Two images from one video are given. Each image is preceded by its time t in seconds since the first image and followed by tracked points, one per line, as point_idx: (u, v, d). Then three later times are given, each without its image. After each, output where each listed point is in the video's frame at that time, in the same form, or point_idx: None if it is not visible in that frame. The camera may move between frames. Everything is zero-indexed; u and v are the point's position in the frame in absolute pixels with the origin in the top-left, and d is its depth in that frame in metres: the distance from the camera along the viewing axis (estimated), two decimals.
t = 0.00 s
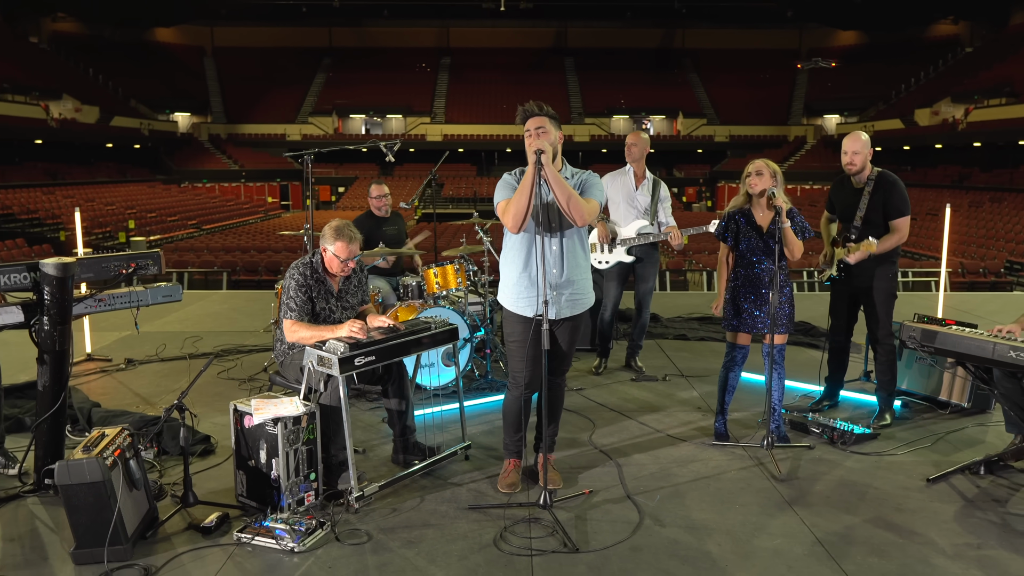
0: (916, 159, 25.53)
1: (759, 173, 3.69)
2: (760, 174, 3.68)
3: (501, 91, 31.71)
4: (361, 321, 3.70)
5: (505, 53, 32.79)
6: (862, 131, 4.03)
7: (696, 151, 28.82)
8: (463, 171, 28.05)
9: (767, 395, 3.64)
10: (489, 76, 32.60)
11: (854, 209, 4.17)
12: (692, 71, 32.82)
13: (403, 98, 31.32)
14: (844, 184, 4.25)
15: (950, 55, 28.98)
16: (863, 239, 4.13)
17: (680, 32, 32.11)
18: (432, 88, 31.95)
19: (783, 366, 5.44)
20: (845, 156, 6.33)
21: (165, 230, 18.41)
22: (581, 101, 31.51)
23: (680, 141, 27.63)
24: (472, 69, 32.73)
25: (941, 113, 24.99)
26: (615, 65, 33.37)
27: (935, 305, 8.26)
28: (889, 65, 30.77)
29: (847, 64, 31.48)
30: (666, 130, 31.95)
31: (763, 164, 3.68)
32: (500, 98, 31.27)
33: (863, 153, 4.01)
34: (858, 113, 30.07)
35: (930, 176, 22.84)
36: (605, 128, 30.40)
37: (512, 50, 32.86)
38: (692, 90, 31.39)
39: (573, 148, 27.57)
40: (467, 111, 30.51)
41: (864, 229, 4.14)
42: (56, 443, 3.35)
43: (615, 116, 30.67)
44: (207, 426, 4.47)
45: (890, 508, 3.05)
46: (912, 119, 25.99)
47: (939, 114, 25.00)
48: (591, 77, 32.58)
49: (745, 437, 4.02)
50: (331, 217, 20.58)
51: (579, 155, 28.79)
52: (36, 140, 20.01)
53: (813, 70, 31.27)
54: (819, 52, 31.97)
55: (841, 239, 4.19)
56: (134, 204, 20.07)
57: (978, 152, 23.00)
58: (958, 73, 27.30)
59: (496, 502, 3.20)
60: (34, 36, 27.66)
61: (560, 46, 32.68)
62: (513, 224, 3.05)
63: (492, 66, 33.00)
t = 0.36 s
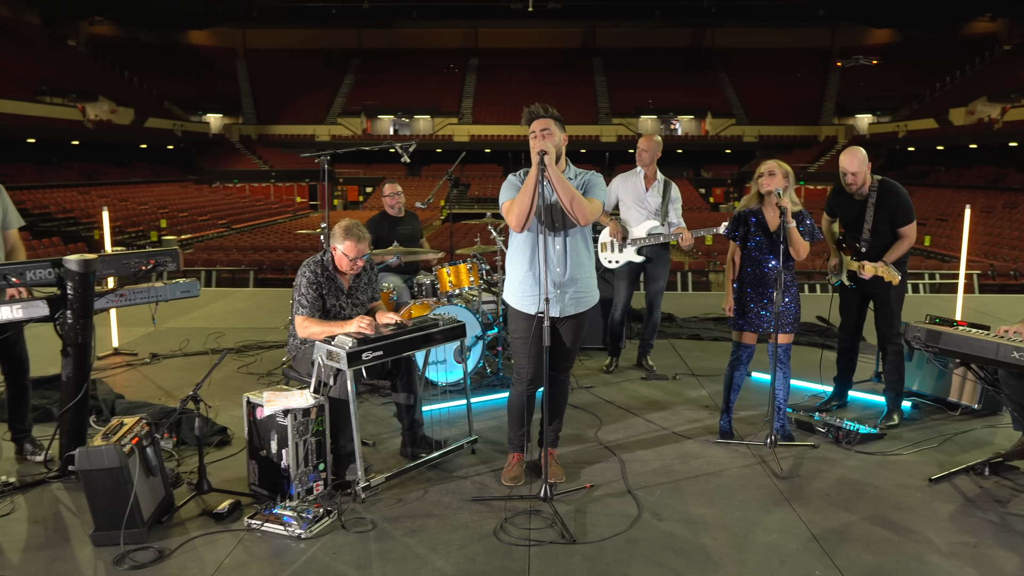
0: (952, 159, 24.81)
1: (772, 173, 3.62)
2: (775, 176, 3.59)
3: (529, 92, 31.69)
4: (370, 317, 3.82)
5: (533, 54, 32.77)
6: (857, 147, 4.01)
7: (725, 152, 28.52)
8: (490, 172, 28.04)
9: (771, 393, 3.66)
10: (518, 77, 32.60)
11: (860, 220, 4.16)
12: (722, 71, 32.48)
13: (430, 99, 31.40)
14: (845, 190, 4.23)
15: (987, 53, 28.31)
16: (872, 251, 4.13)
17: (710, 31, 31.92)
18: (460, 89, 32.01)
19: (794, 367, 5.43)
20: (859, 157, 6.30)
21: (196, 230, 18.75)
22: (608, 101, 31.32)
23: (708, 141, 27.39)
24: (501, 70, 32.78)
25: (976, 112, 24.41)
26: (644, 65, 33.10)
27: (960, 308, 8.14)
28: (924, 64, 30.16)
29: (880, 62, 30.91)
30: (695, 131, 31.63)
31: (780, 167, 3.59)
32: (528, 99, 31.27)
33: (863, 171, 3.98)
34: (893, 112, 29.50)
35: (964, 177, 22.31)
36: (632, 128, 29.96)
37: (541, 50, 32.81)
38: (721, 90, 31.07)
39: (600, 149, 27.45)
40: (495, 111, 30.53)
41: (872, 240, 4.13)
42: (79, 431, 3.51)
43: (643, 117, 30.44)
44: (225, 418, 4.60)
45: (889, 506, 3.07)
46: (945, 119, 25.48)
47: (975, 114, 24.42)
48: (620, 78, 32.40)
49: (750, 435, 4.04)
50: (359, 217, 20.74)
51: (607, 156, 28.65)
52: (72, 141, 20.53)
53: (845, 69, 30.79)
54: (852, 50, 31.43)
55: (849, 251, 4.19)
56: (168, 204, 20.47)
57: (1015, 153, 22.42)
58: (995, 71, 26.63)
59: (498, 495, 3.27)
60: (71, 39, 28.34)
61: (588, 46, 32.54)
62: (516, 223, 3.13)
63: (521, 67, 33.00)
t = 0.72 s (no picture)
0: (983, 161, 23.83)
1: (786, 176, 3.63)
2: (788, 176, 3.62)
3: (552, 94, 31.70)
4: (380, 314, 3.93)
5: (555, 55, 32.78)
6: (852, 157, 4.10)
7: (748, 154, 28.30)
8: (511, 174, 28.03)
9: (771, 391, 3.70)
10: (540, 79, 32.61)
11: (856, 224, 4.20)
12: (746, 72, 32.20)
13: (452, 100, 31.48)
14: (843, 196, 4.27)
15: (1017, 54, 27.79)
16: (867, 256, 4.17)
17: (734, 32, 31.75)
18: (482, 91, 32.04)
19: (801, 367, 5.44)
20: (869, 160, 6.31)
21: (218, 230, 19.02)
22: (631, 103, 31.15)
23: (731, 143, 27.20)
24: (523, 72, 32.82)
25: (1007, 114, 23.93)
26: (668, 67, 32.86)
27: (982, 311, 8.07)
28: (953, 65, 29.66)
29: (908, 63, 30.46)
30: (718, 133, 31.25)
31: (793, 169, 3.61)
32: (551, 100, 31.30)
33: (857, 178, 4.07)
34: (921, 114, 29.05)
35: (992, 180, 21.88)
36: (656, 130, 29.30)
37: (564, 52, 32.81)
38: (745, 92, 30.82)
39: (622, 151, 27.36)
40: (517, 113, 30.56)
41: (869, 245, 4.17)
42: (100, 421, 3.66)
43: (666, 118, 30.21)
44: (240, 412, 4.74)
45: (883, 502, 3.13)
46: (974, 120, 24.98)
47: (1006, 116, 23.95)
48: (643, 79, 32.23)
49: (751, 432, 4.09)
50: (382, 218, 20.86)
51: (629, 158, 28.55)
52: (100, 142, 20.95)
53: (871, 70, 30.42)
54: (879, 51, 31.05)
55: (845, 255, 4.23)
56: (191, 205, 20.77)
57: None
58: None
59: (500, 486, 3.37)
60: (100, 42, 28.89)
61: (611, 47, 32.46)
62: (519, 222, 3.21)
63: (543, 68, 33.01)
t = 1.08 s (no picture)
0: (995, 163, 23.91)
1: (749, 179, 3.85)
2: (751, 179, 3.84)
3: (562, 94, 31.79)
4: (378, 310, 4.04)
5: (565, 56, 32.91)
6: (845, 148, 4.19)
7: (758, 155, 28.27)
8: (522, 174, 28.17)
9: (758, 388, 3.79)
10: (551, 79, 32.68)
11: (842, 218, 4.31)
12: (757, 72, 32.12)
13: (462, 100, 31.55)
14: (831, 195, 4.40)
15: None
16: (851, 247, 4.28)
17: (744, 33, 32.07)
18: (493, 92, 32.15)
19: (795, 366, 5.51)
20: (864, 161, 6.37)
21: (229, 230, 19.21)
22: (641, 103, 31.13)
23: (741, 143, 27.16)
24: (533, 72, 32.90)
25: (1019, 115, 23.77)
26: (679, 67, 32.81)
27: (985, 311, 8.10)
28: (966, 65, 29.52)
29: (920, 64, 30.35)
30: (728, 134, 31.26)
31: (753, 170, 3.84)
32: (562, 100, 31.41)
33: (848, 169, 4.17)
34: (933, 115, 28.92)
35: (1003, 180, 21.75)
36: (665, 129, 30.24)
37: (574, 53, 32.94)
38: (756, 92, 30.79)
39: (633, 152, 27.43)
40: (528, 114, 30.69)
41: (853, 238, 4.27)
42: (107, 413, 3.78)
43: (676, 119, 30.18)
44: (245, 406, 4.87)
45: (863, 495, 3.21)
46: (986, 121, 24.82)
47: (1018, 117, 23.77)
48: (654, 79, 32.23)
49: (740, 429, 4.18)
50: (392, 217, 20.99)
51: (639, 160, 28.64)
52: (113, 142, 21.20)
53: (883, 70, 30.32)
54: (891, 52, 30.98)
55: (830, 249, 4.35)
56: (202, 205, 20.99)
57: None
58: None
59: (491, 477, 3.48)
60: (114, 43, 29.30)
61: (622, 48, 32.52)
62: (509, 223, 3.31)
63: (554, 69, 33.10)
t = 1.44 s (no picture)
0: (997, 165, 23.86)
1: (733, 183, 3.92)
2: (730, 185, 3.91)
3: (566, 94, 31.86)
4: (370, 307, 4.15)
5: (569, 56, 33.04)
6: (842, 141, 4.28)
7: (762, 155, 28.32)
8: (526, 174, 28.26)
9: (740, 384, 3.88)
10: (555, 79, 32.77)
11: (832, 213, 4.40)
12: (760, 73, 32.17)
13: (467, 100, 31.65)
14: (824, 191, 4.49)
15: None
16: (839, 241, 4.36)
17: (749, 33, 32.02)
18: (497, 92, 32.25)
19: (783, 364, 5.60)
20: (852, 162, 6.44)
21: (234, 228, 19.31)
22: (645, 103, 31.15)
23: (745, 143, 27.19)
24: (537, 73, 33.01)
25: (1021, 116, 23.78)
26: (684, 68, 32.86)
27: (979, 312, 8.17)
28: (969, 66, 29.54)
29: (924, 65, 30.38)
30: (732, 134, 31.45)
31: (730, 177, 3.91)
32: (566, 100, 31.48)
33: (844, 159, 4.25)
34: (935, 116, 28.95)
35: (1004, 181, 21.78)
36: (669, 130, 29.87)
37: (577, 53, 33.08)
38: (759, 93, 30.83)
39: (637, 152, 27.49)
40: (532, 114, 30.77)
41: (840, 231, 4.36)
42: (106, 407, 3.89)
43: (679, 119, 30.21)
44: (241, 400, 4.99)
45: (838, 489, 3.31)
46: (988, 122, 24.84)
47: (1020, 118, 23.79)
48: (657, 79, 32.30)
49: (723, 424, 4.27)
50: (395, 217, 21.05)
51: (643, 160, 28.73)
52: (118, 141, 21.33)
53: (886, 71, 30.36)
54: (894, 53, 31.07)
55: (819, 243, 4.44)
56: (207, 204, 21.09)
57: None
58: None
59: (478, 470, 3.57)
60: (119, 42, 29.48)
61: (625, 48, 32.59)
62: (490, 222, 3.42)
63: (558, 69, 33.20)
